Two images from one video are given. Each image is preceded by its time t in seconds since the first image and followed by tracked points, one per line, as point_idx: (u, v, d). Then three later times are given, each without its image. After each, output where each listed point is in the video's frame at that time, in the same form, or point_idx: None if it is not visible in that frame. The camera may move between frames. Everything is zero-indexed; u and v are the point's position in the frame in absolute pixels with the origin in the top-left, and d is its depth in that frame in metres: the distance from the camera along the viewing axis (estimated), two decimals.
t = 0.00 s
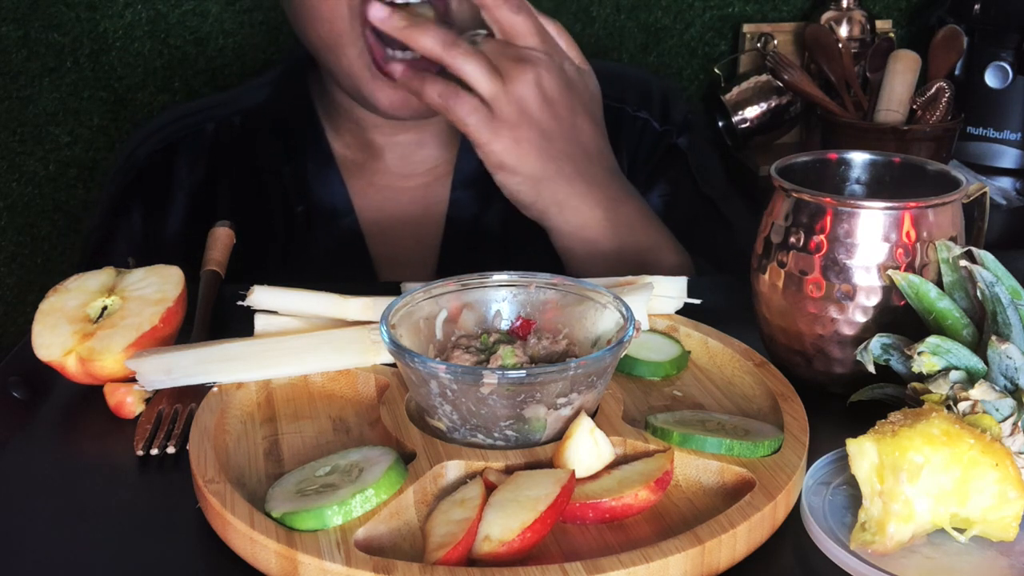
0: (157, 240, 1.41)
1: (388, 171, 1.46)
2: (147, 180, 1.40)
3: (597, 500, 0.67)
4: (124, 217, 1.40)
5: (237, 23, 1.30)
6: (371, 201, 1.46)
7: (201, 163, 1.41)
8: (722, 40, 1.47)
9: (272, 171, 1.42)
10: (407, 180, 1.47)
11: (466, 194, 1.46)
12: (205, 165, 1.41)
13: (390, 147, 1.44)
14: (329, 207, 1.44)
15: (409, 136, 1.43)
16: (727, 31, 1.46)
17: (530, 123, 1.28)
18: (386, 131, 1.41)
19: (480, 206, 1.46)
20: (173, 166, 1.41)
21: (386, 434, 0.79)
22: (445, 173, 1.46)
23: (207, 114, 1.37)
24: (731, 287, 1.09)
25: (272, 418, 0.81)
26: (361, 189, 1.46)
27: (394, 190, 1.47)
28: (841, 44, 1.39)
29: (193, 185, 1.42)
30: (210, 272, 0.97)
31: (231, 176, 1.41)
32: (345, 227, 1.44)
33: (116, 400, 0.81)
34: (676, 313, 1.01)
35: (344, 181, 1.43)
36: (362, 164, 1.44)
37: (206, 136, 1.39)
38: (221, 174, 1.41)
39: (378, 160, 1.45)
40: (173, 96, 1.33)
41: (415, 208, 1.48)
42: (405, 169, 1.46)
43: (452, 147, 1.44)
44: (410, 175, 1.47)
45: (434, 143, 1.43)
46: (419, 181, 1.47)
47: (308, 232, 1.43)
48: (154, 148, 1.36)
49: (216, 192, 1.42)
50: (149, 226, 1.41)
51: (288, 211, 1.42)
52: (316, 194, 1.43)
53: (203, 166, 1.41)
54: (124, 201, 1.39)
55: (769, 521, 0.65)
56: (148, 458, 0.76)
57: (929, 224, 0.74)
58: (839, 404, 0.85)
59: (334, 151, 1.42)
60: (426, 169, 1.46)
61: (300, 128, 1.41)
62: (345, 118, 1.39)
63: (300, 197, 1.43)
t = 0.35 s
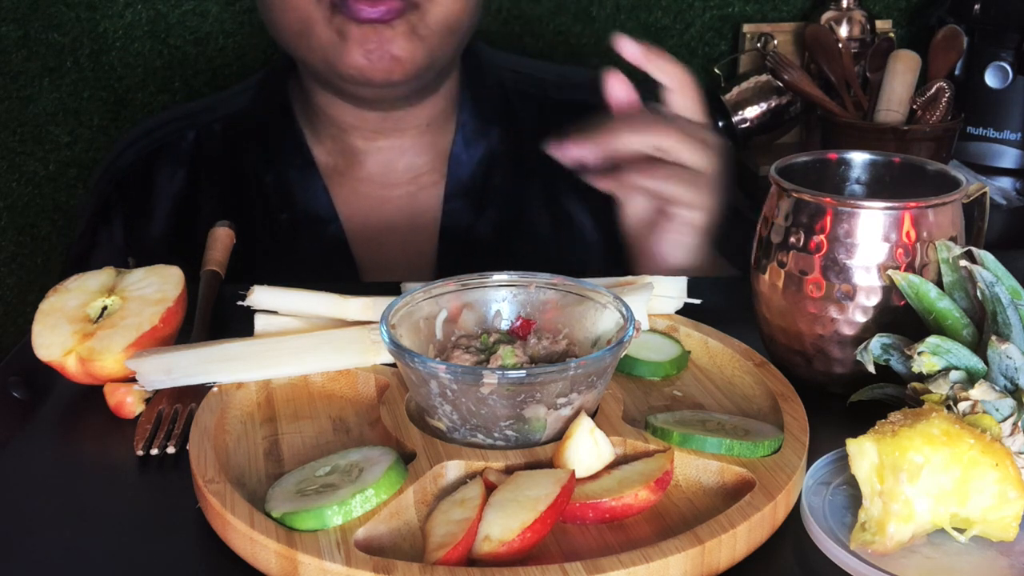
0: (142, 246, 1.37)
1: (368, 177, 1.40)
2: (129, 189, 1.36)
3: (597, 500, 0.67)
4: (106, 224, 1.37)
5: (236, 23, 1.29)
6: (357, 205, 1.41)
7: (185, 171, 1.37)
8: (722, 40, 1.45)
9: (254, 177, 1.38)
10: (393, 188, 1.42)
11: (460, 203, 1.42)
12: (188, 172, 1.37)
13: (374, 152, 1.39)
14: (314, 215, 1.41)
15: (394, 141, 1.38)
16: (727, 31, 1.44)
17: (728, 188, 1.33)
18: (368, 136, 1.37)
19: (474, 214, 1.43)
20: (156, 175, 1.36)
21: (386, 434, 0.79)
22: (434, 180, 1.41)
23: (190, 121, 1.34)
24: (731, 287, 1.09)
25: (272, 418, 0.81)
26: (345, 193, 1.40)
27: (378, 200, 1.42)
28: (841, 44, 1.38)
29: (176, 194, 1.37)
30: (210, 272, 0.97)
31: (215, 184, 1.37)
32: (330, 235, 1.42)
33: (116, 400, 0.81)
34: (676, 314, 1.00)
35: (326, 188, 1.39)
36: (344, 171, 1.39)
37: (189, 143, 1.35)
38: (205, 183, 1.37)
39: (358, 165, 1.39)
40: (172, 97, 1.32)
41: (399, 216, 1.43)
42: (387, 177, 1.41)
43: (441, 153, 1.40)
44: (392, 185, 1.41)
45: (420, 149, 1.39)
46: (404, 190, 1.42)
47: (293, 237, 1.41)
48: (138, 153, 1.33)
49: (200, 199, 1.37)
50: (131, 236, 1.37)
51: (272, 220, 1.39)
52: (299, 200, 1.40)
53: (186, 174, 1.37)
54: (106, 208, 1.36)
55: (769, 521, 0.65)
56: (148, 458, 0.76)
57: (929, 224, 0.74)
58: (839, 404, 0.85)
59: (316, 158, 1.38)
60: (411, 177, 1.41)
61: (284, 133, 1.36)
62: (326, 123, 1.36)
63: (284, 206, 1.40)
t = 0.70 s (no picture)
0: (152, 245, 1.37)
1: (401, 179, 1.40)
2: (155, 184, 1.35)
3: (597, 500, 0.67)
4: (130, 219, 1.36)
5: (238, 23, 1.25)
6: (389, 207, 1.40)
7: (211, 169, 1.35)
8: (722, 40, 1.41)
9: (283, 173, 1.36)
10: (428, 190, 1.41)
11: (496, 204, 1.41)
12: (217, 170, 1.35)
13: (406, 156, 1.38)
14: (347, 216, 1.39)
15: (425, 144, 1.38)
16: (728, 31, 1.40)
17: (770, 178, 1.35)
18: (400, 138, 1.36)
19: (509, 215, 1.42)
20: (184, 172, 1.35)
21: (387, 434, 0.79)
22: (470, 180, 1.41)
23: (217, 120, 1.32)
24: (731, 287, 1.09)
25: (272, 417, 0.81)
26: (379, 195, 1.39)
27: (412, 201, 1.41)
28: (842, 44, 1.38)
29: (204, 192, 1.36)
30: (210, 272, 0.97)
31: (246, 181, 1.36)
32: (364, 236, 1.40)
33: (116, 400, 0.81)
34: (677, 314, 1.00)
35: (360, 188, 1.38)
36: (378, 171, 1.38)
37: (216, 142, 1.33)
38: (232, 179, 1.36)
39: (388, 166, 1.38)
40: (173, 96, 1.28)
41: (435, 218, 1.41)
42: (421, 179, 1.40)
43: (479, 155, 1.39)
44: (427, 186, 1.41)
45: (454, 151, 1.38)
46: (440, 192, 1.41)
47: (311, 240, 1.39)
48: (161, 151, 1.32)
49: (227, 195, 1.37)
50: (156, 231, 1.37)
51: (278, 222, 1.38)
52: (332, 200, 1.38)
53: (213, 172, 1.35)
54: (129, 203, 1.35)
55: (768, 520, 0.65)
56: (148, 458, 0.76)
57: (929, 224, 0.74)
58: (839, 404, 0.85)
59: (350, 158, 1.37)
60: (446, 178, 1.40)
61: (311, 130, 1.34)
62: (359, 126, 1.34)
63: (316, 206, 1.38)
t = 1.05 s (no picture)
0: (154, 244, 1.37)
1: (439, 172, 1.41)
2: (198, 167, 1.38)
3: (597, 500, 0.67)
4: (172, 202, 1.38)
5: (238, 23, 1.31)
6: (424, 202, 1.40)
7: (258, 154, 1.38)
8: (722, 40, 1.46)
9: (326, 163, 1.37)
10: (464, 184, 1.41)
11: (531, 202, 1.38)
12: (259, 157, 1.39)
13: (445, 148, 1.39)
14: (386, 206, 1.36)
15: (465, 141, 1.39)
16: (727, 32, 1.45)
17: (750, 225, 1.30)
18: (439, 133, 1.37)
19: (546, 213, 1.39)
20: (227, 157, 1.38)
21: (387, 434, 0.79)
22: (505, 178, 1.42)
23: (261, 107, 1.35)
24: (732, 287, 1.09)
25: (272, 417, 0.81)
26: (416, 186, 1.40)
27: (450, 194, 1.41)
28: (841, 44, 1.38)
29: (245, 177, 1.39)
30: (210, 272, 0.97)
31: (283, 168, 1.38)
32: (401, 227, 1.37)
33: (116, 400, 0.81)
34: (677, 314, 1.00)
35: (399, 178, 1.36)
36: (417, 163, 1.39)
37: (260, 129, 1.37)
38: (275, 165, 1.39)
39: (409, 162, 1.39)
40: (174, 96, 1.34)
41: (471, 213, 1.41)
42: (458, 172, 1.41)
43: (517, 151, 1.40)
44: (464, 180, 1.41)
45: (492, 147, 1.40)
46: (475, 186, 1.42)
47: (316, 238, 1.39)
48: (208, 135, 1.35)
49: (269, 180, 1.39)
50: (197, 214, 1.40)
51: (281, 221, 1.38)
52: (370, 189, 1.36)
53: (255, 159, 1.39)
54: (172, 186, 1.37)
55: (768, 520, 0.65)
56: (147, 458, 0.76)
57: (929, 224, 0.74)
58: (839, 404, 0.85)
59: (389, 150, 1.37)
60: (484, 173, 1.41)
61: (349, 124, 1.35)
62: (399, 119, 1.36)
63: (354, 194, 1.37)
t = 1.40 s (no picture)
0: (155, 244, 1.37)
1: (424, 171, 1.41)
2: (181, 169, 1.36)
3: (597, 500, 0.67)
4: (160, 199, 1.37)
5: (237, 23, 1.25)
6: (410, 201, 1.41)
7: (240, 156, 1.37)
8: (722, 40, 1.42)
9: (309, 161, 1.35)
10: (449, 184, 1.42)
11: (516, 202, 1.41)
12: (244, 157, 1.37)
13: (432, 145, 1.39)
14: (369, 204, 1.37)
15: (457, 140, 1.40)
16: (727, 31, 1.42)
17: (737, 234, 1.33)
18: (426, 133, 1.38)
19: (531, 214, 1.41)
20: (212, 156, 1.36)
21: (386, 434, 0.79)
22: (491, 178, 1.42)
23: (246, 108, 1.32)
24: (732, 287, 1.09)
25: (272, 417, 0.81)
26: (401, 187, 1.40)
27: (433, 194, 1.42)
28: (842, 44, 1.38)
29: (230, 176, 1.37)
30: (210, 272, 0.97)
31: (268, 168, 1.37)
32: (385, 226, 1.38)
33: (116, 400, 0.81)
34: (677, 314, 1.00)
35: (383, 177, 1.37)
36: (403, 161, 1.39)
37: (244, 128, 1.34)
38: (258, 166, 1.37)
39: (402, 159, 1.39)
40: (175, 96, 1.28)
41: (458, 212, 1.42)
42: (444, 171, 1.42)
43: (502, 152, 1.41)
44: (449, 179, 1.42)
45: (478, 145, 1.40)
46: (461, 185, 1.42)
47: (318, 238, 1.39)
48: (191, 135, 1.32)
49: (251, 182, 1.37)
50: (181, 213, 1.39)
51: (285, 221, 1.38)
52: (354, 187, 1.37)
53: (241, 159, 1.37)
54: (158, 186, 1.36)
55: (768, 520, 0.65)
56: (148, 458, 0.76)
57: (929, 224, 0.74)
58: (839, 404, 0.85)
59: (374, 148, 1.37)
60: (469, 174, 1.42)
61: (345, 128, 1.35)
62: (384, 118, 1.36)
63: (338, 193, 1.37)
